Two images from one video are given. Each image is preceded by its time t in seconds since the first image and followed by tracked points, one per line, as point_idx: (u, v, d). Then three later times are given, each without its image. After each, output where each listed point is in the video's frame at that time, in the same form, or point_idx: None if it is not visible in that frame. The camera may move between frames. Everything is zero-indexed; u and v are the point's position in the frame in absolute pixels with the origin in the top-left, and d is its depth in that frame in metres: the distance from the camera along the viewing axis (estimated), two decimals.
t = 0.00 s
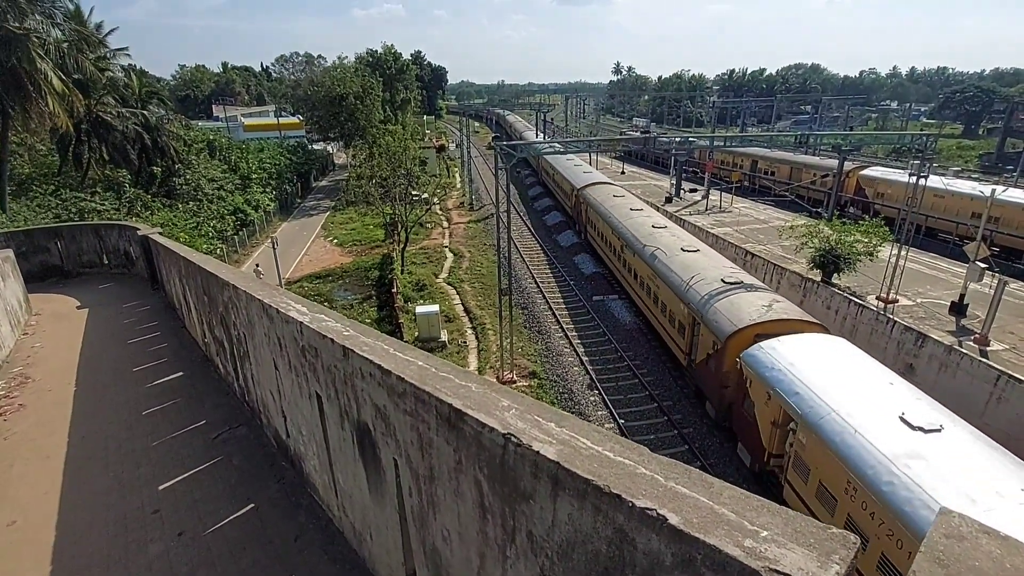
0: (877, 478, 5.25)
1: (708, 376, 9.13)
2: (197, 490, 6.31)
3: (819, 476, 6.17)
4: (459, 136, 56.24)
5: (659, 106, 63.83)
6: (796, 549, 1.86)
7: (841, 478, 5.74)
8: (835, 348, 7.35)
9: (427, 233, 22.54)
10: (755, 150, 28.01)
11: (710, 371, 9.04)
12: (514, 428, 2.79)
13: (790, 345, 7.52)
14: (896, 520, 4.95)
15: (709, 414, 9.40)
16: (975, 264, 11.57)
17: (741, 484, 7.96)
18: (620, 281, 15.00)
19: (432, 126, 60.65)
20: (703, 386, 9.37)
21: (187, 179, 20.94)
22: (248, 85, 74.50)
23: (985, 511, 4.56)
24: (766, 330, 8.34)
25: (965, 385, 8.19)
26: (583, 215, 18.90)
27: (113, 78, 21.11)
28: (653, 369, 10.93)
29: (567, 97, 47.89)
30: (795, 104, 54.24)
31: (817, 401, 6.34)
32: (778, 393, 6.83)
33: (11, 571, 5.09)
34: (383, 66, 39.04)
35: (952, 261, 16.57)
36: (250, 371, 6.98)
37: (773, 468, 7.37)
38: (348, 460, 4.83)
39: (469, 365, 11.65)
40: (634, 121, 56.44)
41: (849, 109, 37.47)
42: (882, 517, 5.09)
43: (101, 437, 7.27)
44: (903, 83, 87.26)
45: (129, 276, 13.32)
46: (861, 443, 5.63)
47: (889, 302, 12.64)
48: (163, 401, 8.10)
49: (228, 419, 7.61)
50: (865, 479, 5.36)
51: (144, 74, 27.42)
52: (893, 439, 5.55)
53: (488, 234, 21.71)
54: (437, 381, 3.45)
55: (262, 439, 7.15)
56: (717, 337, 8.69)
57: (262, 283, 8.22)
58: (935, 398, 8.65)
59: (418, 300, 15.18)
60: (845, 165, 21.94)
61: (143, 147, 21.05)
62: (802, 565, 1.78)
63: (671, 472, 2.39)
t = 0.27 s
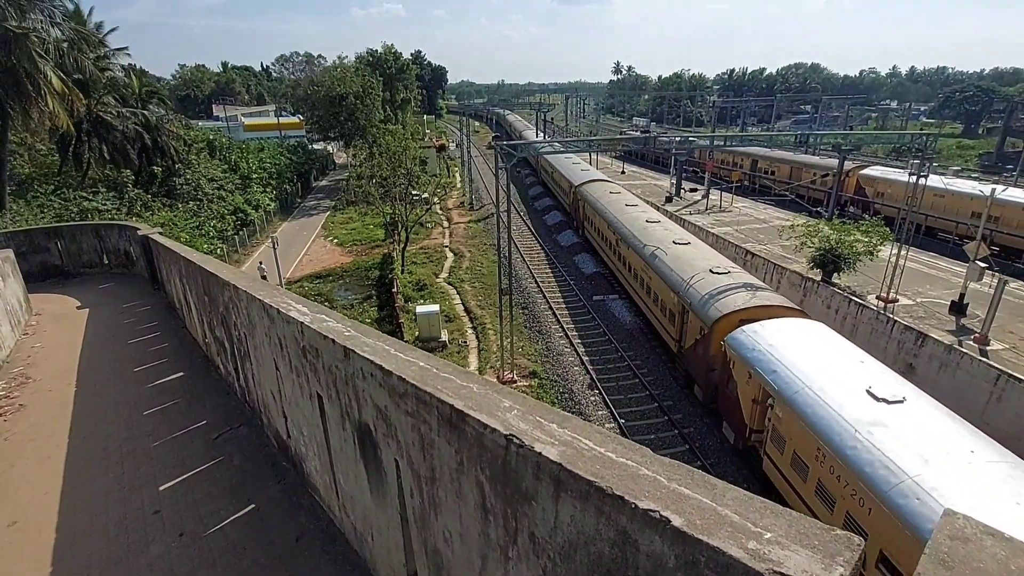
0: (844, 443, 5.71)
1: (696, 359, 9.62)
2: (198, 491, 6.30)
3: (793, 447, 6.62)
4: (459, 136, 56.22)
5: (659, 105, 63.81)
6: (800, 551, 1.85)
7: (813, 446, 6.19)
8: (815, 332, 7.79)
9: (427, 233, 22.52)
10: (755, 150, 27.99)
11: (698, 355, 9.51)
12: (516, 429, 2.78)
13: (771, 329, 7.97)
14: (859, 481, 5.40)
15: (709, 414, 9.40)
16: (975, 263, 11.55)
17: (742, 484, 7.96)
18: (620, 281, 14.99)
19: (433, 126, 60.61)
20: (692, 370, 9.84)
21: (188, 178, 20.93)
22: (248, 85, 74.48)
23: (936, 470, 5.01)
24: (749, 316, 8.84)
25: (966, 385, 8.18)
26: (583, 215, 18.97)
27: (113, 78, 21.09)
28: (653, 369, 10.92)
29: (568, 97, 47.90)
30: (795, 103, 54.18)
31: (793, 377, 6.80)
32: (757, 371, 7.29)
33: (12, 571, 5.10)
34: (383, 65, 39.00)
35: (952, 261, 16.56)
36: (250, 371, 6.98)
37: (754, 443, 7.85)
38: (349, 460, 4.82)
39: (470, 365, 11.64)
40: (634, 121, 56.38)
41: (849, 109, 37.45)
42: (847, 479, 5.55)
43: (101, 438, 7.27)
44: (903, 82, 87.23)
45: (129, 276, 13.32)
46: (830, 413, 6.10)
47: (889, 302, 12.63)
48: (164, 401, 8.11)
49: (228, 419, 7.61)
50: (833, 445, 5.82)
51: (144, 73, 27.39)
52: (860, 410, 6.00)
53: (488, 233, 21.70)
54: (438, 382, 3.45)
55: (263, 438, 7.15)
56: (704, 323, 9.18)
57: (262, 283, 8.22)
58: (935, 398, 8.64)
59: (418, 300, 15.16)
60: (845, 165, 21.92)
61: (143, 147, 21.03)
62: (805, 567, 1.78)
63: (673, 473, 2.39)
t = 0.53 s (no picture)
0: (817, 416, 6.24)
1: (686, 346, 10.15)
2: (199, 491, 6.31)
3: (773, 422, 7.16)
4: (459, 136, 56.24)
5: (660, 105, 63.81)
6: (802, 551, 1.86)
7: (790, 420, 6.73)
8: (796, 317, 8.32)
9: (428, 233, 22.53)
10: (756, 150, 27.98)
11: (688, 341, 10.06)
12: (517, 429, 2.79)
13: (756, 315, 8.50)
14: (831, 450, 5.91)
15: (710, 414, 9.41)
16: (976, 263, 11.54)
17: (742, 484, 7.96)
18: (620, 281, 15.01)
19: (434, 126, 60.63)
20: (682, 356, 10.39)
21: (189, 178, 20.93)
22: (249, 85, 74.50)
23: (895, 435, 5.54)
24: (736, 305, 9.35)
25: (966, 385, 8.19)
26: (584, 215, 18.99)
27: (114, 78, 21.10)
28: (654, 369, 10.91)
29: (568, 97, 47.90)
30: (796, 103, 54.14)
31: (773, 359, 7.35)
32: (741, 353, 7.84)
33: (14, 571, 5.10)
34: (383, 65, 39.00)
35: (952, 261, 16.56)
36: (252, 370, 6.99)
37: (738, 422, 8.35)
38: (350, 460, 4.83)
39: (471, 365, 11.66)
40: (635, 121, 56.35)
41: (850, 109, 37.44)
42: (820, 448, 6.06)
43: (103, 438, 7.28)
44: (904, 82, 87.15)
45: (130, 276, 13.33)
46: (806, 390, 6.64)
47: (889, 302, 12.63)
48: (166, 401, 8.12)
49: (230, 419, 7.62)
50: (806, 418, 6.36)
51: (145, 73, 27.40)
52: (832, 386, 6.53)
53: (489, 233, 21.72)
54: (440, 381, 3.45)
55: (264, 438, 7.16)
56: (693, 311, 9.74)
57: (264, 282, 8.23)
58: (936, 398, 8.64)
59: (419, 300, 15.17)
60: (846, 165, 21.90)
61: (144, 147, 21.03)
62: (808, 568, 1.78)
63: (675, 473, 2.39)
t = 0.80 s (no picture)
0: (793, 392, 6.66)
1: (678, 334, 10.62)
2: (201, 488, 6.32)
3: (754, 401, 7.56)
4: (462, 136, 56.31)
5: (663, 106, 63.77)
6: (802, 551, 1.86)
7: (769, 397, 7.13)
8: (779, 305, 8.76)
9: (430, 233, 22.54)
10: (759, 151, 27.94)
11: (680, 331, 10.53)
12: (518, 428, 2.79)
13: (742, 303, 8.92)
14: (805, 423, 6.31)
15: (711, 415, 9.41)
16: (980, 265, 11.50)
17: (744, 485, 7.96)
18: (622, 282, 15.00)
19: (436, 126, 60.67)
20: (674, 345, 10.88)
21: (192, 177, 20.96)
22: (253, 85, 74.64)
23: (864, 410, 5.98)
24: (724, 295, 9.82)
25: (969, 387, 8.17)
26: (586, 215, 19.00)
27: (118, 77, 21.15)
28: (655, 370, 10.91)
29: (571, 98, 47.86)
30: (800, 104, 54.04)
31: (755, 342, 7.78)
32: (726, 337, 8.29)
33: (16, 567, 5.13)
34: (387, 65, 39.07)
35: (956, 263, 16.51)
36: (254, 369, 7.01)
37: (724, 405, 8.75)
38: (351, 458, 4.84)
39: (472, 364, 11.69)
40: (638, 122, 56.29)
41: (854, 110, 37.36)
42: (795, 422, 6.45)
43: (105, 435, 7.30)
44: (908, 84, 86.92)
45: (133, 274, 13.37)
46: (784, 369, 7.06)
47: (892, 304, 12.61)
48: (168, 399, 8.15)
49: (232, 417, 7.64)
50: (784, 395, 6.76)
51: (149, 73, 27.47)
52: (810, 366, 6.94)
53: (492, 233, 21.73)
54: (441, 380, 3.46)
55: (266, 436, 7.18)
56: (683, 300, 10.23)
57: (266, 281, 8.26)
58: (939, 400, 8.62)
59: (421, 299, 15.18)
60: (849, 166, 21.84)
61: (148, 146, 21.07)
62: (808, 567, 1.78)
63: (676, 473, 2.39)
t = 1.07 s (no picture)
0: (772, 371, 7.14)
1: (669, 322, 11.08)
2: (201, 487, 6.34)
3: (737, 382, 8.05)
4: (463, 136, 56.33)
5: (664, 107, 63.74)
6: (799, 548, 1.87)
7: (750, 377, 7.60)
8: (764, 294, 9.27)
9: (431, 232, 22.54)
10: (759, 151, 27.93)
11: (671, 318, 10.97)
12: (518, 426, 2.81)
13: (730, 293, 9.45)
14: (783, 400, 6.77)
15: (711, 415, 9.42)
16: (981, 266, 11.49)
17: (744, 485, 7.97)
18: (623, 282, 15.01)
19: (437, 126, 60.67)
20: (666, 334, 11.34)
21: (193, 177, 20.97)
22: (254, 84, 74.66)
23: (835, 385, 6.45)
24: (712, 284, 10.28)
25: (970, 388, 8.17)
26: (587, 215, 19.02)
27: (119, 77, 21.18)
28: (656, 370, 10.91)
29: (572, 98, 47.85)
30: (801, 105, 53.98)
31: (739, 326, 8.31)
32: (713, 324, 8.82)
33: (17, 565, 5.14)
34: (387, 65, 39.09)
35: (957, 264, 16.50)
36: (255, 368, 7.03)
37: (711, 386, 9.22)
38: (351, 457, 4.86)
39: (473, 364, 11.72)
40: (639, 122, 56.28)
41: (855, 111, 37.33)
42: (774, 399, 6.91)
43: (106, 434, 7.32)
44: (909, 84, 86.82)
45: (134, 274, 13.38)
46: (764, 350, 7.56)
47: (893, 305, 12.61)
48: (169, 397, 8.17)
49: (232, 416, 7.65)
50: (763, 374, 7.25)
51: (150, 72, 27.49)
52: (788, 347, 7.43)
53: (492, 233, 21.74)
54: (442, 379, 3.47)
55: (266, 435, 7.20)
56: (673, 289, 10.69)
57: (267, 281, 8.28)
58: (939, 401, 8.62)
59: (421, 299, 15.19)
60: (850, 167, 21.83)
61: (149, 145, 21.09)
62: (804, 564, 1.79)
63: (675, 470, 2.40)
